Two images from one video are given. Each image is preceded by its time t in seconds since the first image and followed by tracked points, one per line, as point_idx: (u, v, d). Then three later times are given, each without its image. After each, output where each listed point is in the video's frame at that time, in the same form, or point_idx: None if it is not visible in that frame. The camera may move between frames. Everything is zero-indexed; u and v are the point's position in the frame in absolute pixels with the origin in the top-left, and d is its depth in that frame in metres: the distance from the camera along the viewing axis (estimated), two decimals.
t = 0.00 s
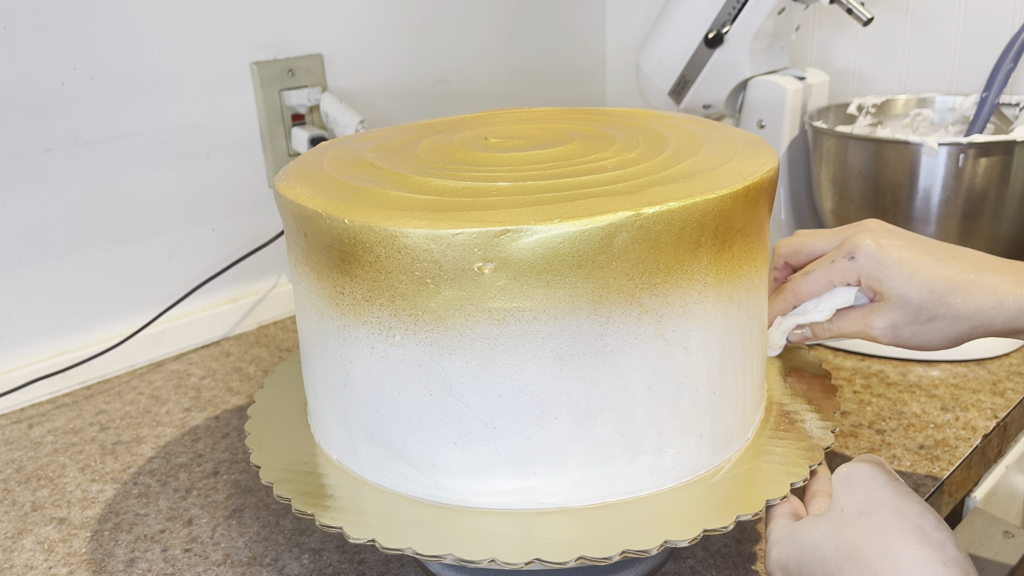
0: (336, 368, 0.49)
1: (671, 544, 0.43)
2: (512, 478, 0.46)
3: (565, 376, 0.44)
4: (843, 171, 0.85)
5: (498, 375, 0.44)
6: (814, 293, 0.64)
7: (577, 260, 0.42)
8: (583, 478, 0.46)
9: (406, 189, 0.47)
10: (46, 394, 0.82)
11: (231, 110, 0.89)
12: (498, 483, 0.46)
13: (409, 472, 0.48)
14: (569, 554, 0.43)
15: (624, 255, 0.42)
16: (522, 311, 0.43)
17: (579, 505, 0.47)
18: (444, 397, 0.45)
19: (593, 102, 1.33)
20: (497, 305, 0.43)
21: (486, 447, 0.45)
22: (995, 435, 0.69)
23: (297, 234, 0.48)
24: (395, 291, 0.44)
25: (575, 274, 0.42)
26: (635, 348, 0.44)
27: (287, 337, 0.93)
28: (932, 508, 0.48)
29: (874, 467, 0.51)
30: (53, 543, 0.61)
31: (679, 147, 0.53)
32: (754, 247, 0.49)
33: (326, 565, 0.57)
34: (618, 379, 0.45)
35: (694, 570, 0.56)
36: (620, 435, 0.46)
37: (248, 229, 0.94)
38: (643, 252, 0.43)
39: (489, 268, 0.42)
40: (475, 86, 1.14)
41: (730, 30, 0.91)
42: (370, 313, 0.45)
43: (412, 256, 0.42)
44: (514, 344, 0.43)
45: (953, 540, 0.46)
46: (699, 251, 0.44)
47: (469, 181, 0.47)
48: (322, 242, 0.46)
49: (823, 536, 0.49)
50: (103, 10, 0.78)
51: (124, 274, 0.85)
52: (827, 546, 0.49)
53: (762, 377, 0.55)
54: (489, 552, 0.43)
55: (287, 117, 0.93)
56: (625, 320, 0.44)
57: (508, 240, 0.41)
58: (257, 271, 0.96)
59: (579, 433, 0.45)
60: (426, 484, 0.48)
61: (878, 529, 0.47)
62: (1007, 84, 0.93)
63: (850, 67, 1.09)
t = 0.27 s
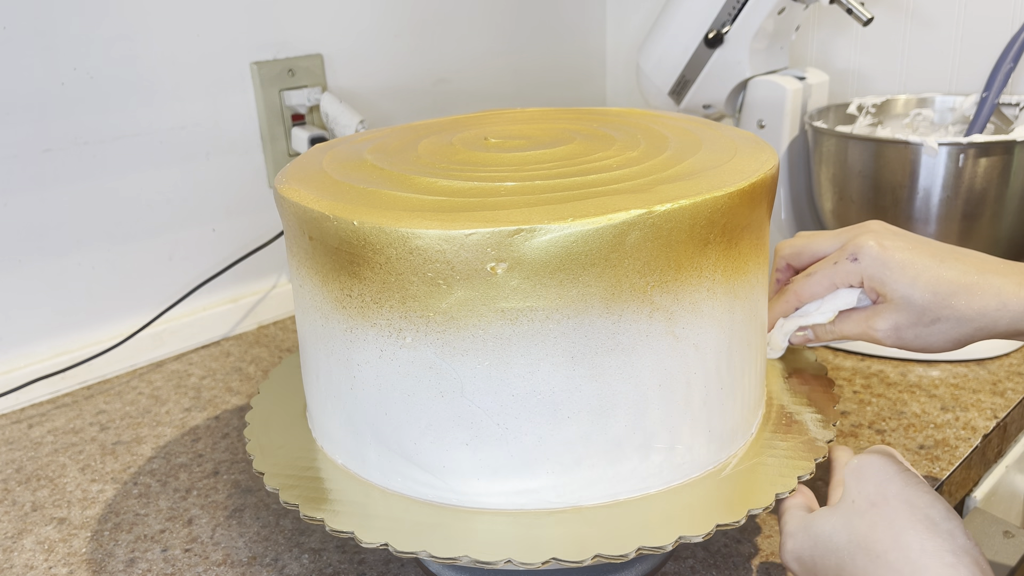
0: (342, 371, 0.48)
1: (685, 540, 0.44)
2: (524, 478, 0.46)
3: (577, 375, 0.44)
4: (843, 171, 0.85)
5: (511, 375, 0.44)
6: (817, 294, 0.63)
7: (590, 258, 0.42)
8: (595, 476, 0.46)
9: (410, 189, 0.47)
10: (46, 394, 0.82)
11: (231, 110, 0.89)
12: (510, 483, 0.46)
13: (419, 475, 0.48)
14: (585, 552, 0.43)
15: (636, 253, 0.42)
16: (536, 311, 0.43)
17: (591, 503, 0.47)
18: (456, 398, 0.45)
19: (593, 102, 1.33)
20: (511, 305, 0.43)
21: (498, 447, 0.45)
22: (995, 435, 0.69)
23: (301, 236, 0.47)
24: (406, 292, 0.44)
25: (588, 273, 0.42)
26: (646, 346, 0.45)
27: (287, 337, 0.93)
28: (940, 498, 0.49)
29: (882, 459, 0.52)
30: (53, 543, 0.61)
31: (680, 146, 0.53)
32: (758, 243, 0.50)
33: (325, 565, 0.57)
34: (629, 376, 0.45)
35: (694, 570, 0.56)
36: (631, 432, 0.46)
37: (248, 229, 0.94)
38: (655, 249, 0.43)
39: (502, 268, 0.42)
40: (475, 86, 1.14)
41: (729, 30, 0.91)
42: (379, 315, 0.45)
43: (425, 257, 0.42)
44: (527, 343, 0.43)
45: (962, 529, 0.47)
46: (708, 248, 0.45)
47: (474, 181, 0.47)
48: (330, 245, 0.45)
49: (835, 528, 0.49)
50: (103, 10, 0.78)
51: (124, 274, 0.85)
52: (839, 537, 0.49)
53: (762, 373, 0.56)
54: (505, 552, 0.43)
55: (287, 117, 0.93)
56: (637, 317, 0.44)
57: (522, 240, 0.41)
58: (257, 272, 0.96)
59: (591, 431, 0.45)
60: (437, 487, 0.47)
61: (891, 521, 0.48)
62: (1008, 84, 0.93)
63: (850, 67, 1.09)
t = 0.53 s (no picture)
0: (345, 372, 0.48)
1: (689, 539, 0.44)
2: (528, 478, 0.46)
3: (581, 374, 0.44)
4: (843, 171, 0.85)
5: (514, 374, 0.44)
6: (818, 296, 0.64)
7: (595, 258, 0.42)
8: (599, 474, 0.46)
9: (412, 190, 0.47)
10: (46, 394, 0.82)
11: (231, 110, 0.89)
12: (513, 483, 0.46)
13: (423, 475, 0.48)
14: (589, 552, 0.43)
15: (640, 253, 0.42)
16: (541, 311, 0.43)
17: (594, 503, 0.47)
18: (460, 398, 0.45)
19: (593, 102, 1.33)
20: (515, 305, 0.43)
21: (502, 446, 0.45)
22: (995, 435, 0.69)
23: (303, 237, 0.47)
24: (410, 292, 0.44)
25: (592, 272, 0.42)
26: (649, 344, 0.45)
27: (287, 337, 0.93)
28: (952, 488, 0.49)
29: (895, 451, 0.52)
30: (53, 543, 0.61)
31: (682, 146, 0.53)
32: (759, 243, 0.50)
33: (326, 565, 0.57)
34: (632, 375, 0.45)
35: (694, 569, 0.56)
36: (635, 431, 0.46)
37: (248, 229, 0.94)
38: (658, 248, 0.43)
39: (506, 268, 0.42)
40: (475, 86, 1.14)
41: (730, 30, 0.91)
42: (382, 315, 0.45)
43: (429, 257, 0.42)
44: (531, 343, 0.43)
45: (975, 519, 0.47)
46: (712, 246, 0.45)
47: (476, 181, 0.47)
48: (333, 246, 0.45)
49: (849, 519, 0.49)
50: (103, 9, 0.78)
51: (124, 274, 0.85)
52: (852, 529, 0.49)
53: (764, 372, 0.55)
54: (510, 552, 0.43)
55: (287, 117, 0.93)
56: (641, 317, 0.44)
57: (527, 239, 0.41)
58: (257, 272, 0.96)
59: (595, 431, 0.45)
60: (441, 488, 0.47)
61: (902, 514, 0.48)
62: (1008, 84, 0.93)
63: (850, 67, 1.09)
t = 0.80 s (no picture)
0: (340, 371, 0.48)
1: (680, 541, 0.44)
2: (520, 479, 0.46)
3: (572, 375, 0.44)
4: (843, 171, 0.85)
5: (506, 375, 0.44)
6: (822, 299, 0.64)
7: (587, 258, 0.42)
8: (593, 475, 0.46)
9: (408, 190, 0.47)
10: (46, 394, 0.82)
11: (231, 110, 0.89)
12: (506, 483, 0.46)
13: (417, 474, 0.48)
14: (579, 553, 0.43)
15: (632, 253, 0.42)
16: (532, 310, 0.43)
17: (588, 503, 0.47)
18: (452, 398, 0.45)
19: (593, 102, 1.33)
20: (507, 305, 0.43)
21: (494, 447, 0.45)
22: (995, 435, 0.69)
23: (299, 236, 0.47)
24: (402, 292, 0.44)
25: (583, 273, 0.42)
26: (642, 346, 0.45)
27: (287, 337, 0.93)
28: (949, 484, 0.48)
29: (893, 445, 0.51)
30: (53, 543, 0.61)
31: (681, 146, 0.53)
32: (756, 246, 0.50)
33: (325, 565, 0.57)
34: (624, 376, 0.45)
35: (694, 569, 0.56)
36: (628, 432, 0.46)
37: (248, 229, 0.94)
38: (651, 249, 0.43)
39: (498, 268, 0.42)
40: (475, 86, 1.14)
41: (729, 30, 0.91)
42: (375, 315, 0.45)
43: (422, 257, 0.42)
44: (523, 343, 0.43)
45: (971, 517, 0.46)
46: (706, 248, 0.45)
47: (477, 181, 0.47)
48: (327, 245, 0.45)
49: (848, 519, 0.50)
50: (103, 10, 0.78)
51: (124, 274, 0.85)
52: (851, 529, 0.49)
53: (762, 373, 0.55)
54: (501, 552, 0.43)
55: (287, 117, 0.93)
56: (634, 318, 0.44)
57: (519, 239, 0.41)
58: (257, 272, 0.96)
59: (587, 432, 0.45)
60: (434, 487, 0.47)
61: (897, 515, 0.48)
62: (1008, 84, 0.93)
63: (850, 67, 1.09)
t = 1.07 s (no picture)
0: (343, 371, 0.48)
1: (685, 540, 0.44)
2: (525, 479, 0.46)
3: (576, 374, 0.44)
4: (843, 171, 0.85)
5: (510, 375, 0.44)
6: (823, 301, 0.64)
7: (591, 257, 0.42)
8: (597, 474, 0.46)
9: (410, 190, 0.47)
10: (46, 394, 0.82)
11: (231, 110, 0.89)
12: (509, 483, 0.46)
13: (420, 474, 0.48)
14: (584, 553, 0.43)
15: (637, 253, 0.42)
16: (536, 310, 0.43)
17: (592, 503, 0.47)
18: (456, 398, 0.45)
19: (593, 102, 1.33)
20: (512, 305, 0.43)
21: (498, 447, 0.45)
22: (995, 435, 0.69)
23: (301, 237, 0.47)
24: (406, 292, 0.44)
25: (588, 272, 0.42)
26: (646, 345, 0.45)
27: (287, 337, 0.93)
28: (945, 479, 0.48)
29: (891, 440, 0.51)
30: (53, 543, 0.61)
31: (682, 145, 0.53)
32: (758, 245, 0.50)
33: (325, 565, 0.57)
34: (628, 375, 0.45)
35: (694, 569, 0.56)
36: (631, 431, 0.46)
37: (248, 229, 0.94)
38: (655, 248, 0.43)
39: (502, 268, 0.42)
40: (475, 86, 1.14)
41: (729, 30, 0.91)
42: (379, 315, 0.45)
43: (426, 257, 0.42)
44: (527, 343, 0.43)
45: (965, 511, 0.47)
46: (709, 247, 0.45)
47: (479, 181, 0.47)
48: (330, 246, 0.45)
49: (847, 514, 0.50)
50: (102, 10, 0.78)
51: (124, 274, 0.85)
52: (850, 524, 0.49)
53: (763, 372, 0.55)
54: (506, 553, 0.43)
55: (287, 117, 0.93)
56: (638, 317, 0.44)
57: (523, 239, 0.41)
58: (257, 272, 0.96)
59: (591, 432, 0.45)
60: (438, 487, 0.47)
61: (894, 511, 0.48)
62: (1008, 84, 0.93)
63: (850, 67, 1.09)
